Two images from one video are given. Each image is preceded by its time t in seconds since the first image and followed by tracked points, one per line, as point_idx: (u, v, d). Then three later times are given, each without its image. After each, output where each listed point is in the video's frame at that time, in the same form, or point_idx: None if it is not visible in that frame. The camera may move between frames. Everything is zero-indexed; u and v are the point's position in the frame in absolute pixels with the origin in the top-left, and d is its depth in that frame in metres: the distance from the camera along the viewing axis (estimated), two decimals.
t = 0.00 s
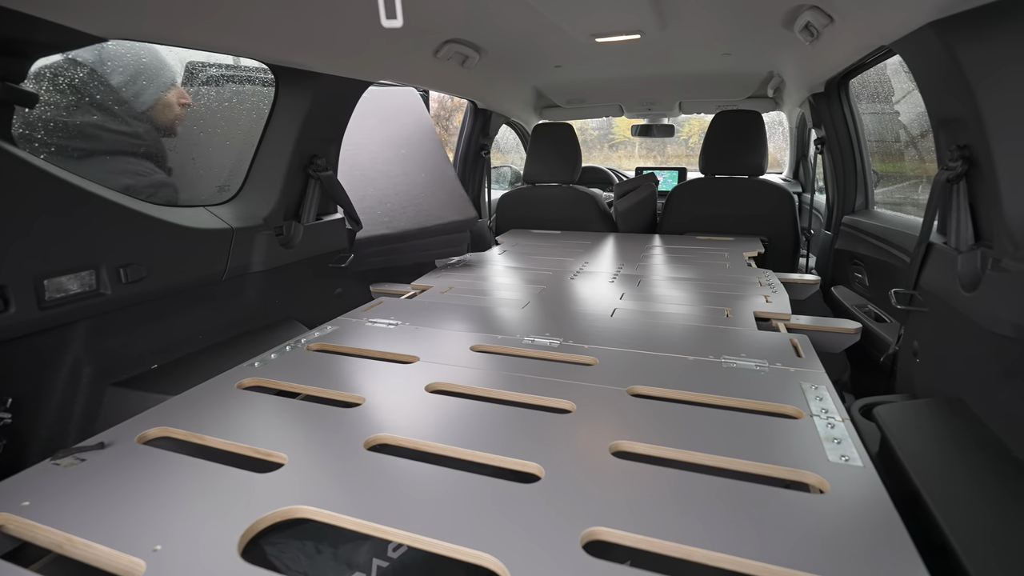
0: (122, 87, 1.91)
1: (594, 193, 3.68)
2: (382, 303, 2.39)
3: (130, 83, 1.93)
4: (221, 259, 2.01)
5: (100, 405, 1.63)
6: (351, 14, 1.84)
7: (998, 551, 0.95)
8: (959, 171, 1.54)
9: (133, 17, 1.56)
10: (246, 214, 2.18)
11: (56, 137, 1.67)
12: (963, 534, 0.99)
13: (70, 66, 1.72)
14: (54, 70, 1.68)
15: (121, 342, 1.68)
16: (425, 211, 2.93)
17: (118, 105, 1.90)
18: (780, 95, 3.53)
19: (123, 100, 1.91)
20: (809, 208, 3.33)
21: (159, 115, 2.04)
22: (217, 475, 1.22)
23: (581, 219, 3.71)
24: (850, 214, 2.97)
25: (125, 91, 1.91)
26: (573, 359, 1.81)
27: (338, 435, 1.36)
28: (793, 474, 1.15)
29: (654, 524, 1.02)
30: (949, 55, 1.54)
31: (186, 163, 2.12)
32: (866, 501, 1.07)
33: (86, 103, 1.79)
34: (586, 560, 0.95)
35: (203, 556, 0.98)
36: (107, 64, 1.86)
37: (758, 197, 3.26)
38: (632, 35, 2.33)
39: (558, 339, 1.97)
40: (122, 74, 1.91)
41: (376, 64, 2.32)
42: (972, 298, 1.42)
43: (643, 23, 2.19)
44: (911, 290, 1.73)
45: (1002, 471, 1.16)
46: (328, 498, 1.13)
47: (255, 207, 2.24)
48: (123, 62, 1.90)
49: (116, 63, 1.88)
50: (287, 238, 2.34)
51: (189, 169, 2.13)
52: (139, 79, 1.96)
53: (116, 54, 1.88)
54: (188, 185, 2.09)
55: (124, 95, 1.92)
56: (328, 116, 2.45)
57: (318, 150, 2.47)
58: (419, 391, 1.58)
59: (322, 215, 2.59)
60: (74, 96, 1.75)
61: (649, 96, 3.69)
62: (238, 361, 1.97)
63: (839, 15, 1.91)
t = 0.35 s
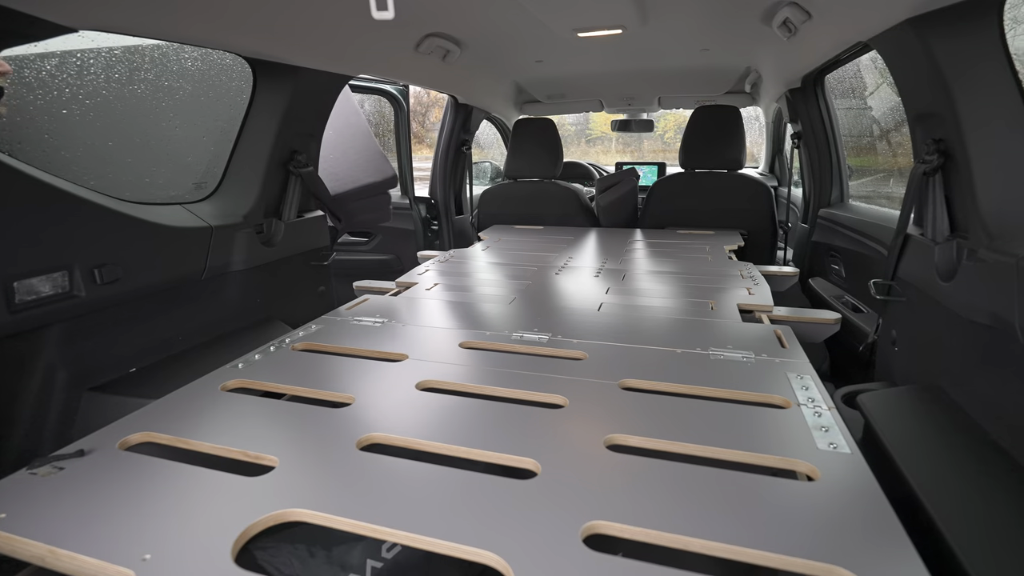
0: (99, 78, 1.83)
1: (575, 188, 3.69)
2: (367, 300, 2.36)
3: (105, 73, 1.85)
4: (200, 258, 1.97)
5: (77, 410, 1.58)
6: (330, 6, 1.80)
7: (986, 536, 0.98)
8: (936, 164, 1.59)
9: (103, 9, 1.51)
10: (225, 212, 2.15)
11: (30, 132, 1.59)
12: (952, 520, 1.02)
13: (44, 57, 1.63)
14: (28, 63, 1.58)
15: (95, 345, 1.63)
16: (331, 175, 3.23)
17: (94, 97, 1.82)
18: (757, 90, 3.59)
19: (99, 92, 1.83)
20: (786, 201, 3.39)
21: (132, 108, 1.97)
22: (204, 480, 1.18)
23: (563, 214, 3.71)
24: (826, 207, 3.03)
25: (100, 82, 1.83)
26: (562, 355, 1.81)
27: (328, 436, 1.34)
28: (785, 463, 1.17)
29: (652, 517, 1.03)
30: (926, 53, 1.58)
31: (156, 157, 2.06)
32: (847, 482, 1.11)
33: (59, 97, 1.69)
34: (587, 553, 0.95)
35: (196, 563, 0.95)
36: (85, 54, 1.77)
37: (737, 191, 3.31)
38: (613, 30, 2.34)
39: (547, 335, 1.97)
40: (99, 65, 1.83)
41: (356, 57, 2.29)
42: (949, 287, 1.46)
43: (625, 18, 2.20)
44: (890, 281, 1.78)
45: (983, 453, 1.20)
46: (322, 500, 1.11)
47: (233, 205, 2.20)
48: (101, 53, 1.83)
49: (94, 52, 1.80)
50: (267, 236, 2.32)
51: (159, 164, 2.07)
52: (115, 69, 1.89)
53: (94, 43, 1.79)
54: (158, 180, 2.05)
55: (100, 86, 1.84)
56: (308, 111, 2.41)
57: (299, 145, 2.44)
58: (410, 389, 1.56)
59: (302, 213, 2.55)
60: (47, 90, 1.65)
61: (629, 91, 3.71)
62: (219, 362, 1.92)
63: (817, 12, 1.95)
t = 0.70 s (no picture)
0: (77, 67, 1.74)
1: (561, 183, 3.70)
2: (354, 296, 2.34)
3: (83, 62, 1.76)
4: (183, 255, 1.93)
5: (56, 410, 1.54)
6: None
7: (972, 523, 1.01)
8: (917, 161, 1.64)
9: None
10: (207, 207, 2.12)
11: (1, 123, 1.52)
12: (939, 507, 1.05)
13: (17, 45, 1.56)
14: None
15: (74, 344, 1.58)
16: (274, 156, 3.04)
17: (72, 88, 1.73)
18: (740, 86, 3.63)
19: (76, 82, 1.75)
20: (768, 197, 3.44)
21: (112, 99, 1.88)
22: (194, 481, 1.16)
23: (548, 209, 3.72)
24: (807, 202, 3.09)
25: (78, 72, 1.74)
26: (553, 349, 1.81)
27: (321, 433, 1.32)
28: (775, 454, 1.19)
29: (648, 509, 1.04)
30: (908, 52, 1.62)
31: (136, 149, 1.99)
32: (834, 471, 1.14)
33: (35, 87, 1.61)
34: (586, 547, 0.96)
35: (191, 566, 0.93)
36: (62, 42, 1.68)
37: (720, 187, 3.35)
38: (600, 25, 2.35)
39: (538, 330, 1.97)
40: (77, 54, 1.74)
41: (341, 51, 2.26)
42: (929, 281, 1.51)
43: (612, 13, 2.21)
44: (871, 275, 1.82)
45: (964, 441, 1.24)
46: (317, 498, 1.10)
47: (215, 200, 2.18)
48: (79, 41, 1.74)
49: (70, 41, 1.71)
50: (252, 231, 2.29)
51: (138, 157, 2.00)
52: (94, 59, 1.80)
53: (70, 32, 1.71)
54: (137, 173, 1.99)
55: (78, 77, 1.75)
56: (291, 103, 2.40)
57: (283, 139, 2.44)
58: (402, 386, 1.55)
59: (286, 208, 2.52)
60: (22, 80, 1.58)
61: (613, 87, 3.71)
62: (203, 359, 1.88)
63: (801, 10, 1.97)
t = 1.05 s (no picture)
0: (61, 60, 1.69)
1: (552, 180, 3.69)
2: (348, 295, 2.31)
3: (68, 56, 1.72)
4: (173, 254, 1.89)
5: (45, 415, 1.50)
6: None
7: (974, 515, 1.02)
8: (912, 158, 1.65)
9: None
10: (198, 206, 2.08)
11: None
12: (942, 501, 1.06)
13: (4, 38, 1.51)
14: None
15: (63, 347, 1.54)
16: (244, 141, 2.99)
17: (56, 82, 1.69)
18: (730, 83, 3.65)
19: (60, 76, 1.70)
20: (758, 193, 3.46)
21: (98, 94, 1.84)
22: (193, 485, 1.13)
23: (540, 206, 3.70)
24: (797, 198, 3.11)
25: (62, 65, 1.70)
26: (552, 347, 1.81)
27: (322, 434, 1.30)
28: (779, 450, 1.20)
29: (657, 507, 1.04)
30: (904, 49, 1.64)
31: (122, 145, 1.95)
32: (838, 466, 1.15)
33: (19, 81, 1.57)
34: (596, 546, 0.95)
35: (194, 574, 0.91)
36: (46, 34, 1.63)
37: (711, 183, 3.36)
38: (595, 22, 2.34)
39: (536, 328, 1.96)
40: (62, 47, 1.69)
41: (333, 46, 2.22)
42: (925, 277, 1.53)
43: (606, 10, 2.20)
44: (866, 271, 1.84)
45: (962, 433, 1.26)
46: (320, 502, 1.08)
47: (205, 198, 2.14)
48: (64, 33, 1.69)
49: (55, 34, 1.66)
50: (243, 230, 2.26)
51: (125, 153, 1.95)
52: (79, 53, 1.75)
53: (55, 24, 1.65)
54: (123, 169, 1.94)
55: (62, 70, 1.70)
56: (283, 99, 2.37)
57: (274, 136, 2.41)
58: (402, 386, 1.53)
59: (277, 205, 2.49)
60: (9, 74, 1.54)
61: (605, 84, 3.71)
62: (195, 360, 1.85)
63: (795, 7, 1.99)
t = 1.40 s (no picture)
0: (40, 55, 1.66)
1: (546, 177, 3.68)
2: (343, 295, 2.28)
3: (47, 49, 1.68)
4: (165, 254, 1.86)
5: (34, 419, 1.47)
6: None
7: (977, 511, 1.03)
8: (908, 155, 1.67)
9: None
10: (189, 204, 2.04)
11: None
12: (945, 497, 1.07)
13: None
14: None
15: (52, 349, 1.50)
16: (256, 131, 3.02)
17: (38, 78, 1.66)
18: (722, 81, 3.67)
19: (41, 71, 1.67)
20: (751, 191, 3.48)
21: (80, 89, 1.81)
22: (192, 490, 1.11)
23: (534, 204, 3.69)
24: (790, 195, 3.14)
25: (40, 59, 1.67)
26: (551, 346, 1.79)
27: (323, 436, 1.28)
28: (783, 447, 1.20)
29: (666, 507, 1.03)
30: (900, 47, 1.66)
31: (109, 142, 1.92)
32: (842, 461, 1.16)
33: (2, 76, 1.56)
34: (605, 546, 0.94)
35: None
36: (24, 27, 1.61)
37: (703, 180, 3.37)
38: (589, 19, 2.34)
39: (535, 326, 1.95)
40: (41, 40, 1.66)
41: (325, 42, 2.19)
42: (923, 273, 1.55)
43: (602, 7, 2.20)
44: (862, 267, 1.86)
45: (961, 429, 1.27)
46: (323, 505, 1.06)
47: (197, 197, 2.10)
48: (44, 27, 1.67)
49: (34, 26, 1.64)
50: (236, 229, 2.23)
51: (111, 150, 1.92)
52: (61, 47, 1.72)
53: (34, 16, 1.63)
54: (111, 167, 1.91)
55: (42, 65, 1.67)
56: (275, 96, 2.33)
57: (267, 134, 2.37)
58: (403, 386, 1.52)
59: (271, 204, 2.46)
60: None
61: (598, 81, 3.72)
62: (187, 363, 1.81)
63: (789, 5, 2.00)
